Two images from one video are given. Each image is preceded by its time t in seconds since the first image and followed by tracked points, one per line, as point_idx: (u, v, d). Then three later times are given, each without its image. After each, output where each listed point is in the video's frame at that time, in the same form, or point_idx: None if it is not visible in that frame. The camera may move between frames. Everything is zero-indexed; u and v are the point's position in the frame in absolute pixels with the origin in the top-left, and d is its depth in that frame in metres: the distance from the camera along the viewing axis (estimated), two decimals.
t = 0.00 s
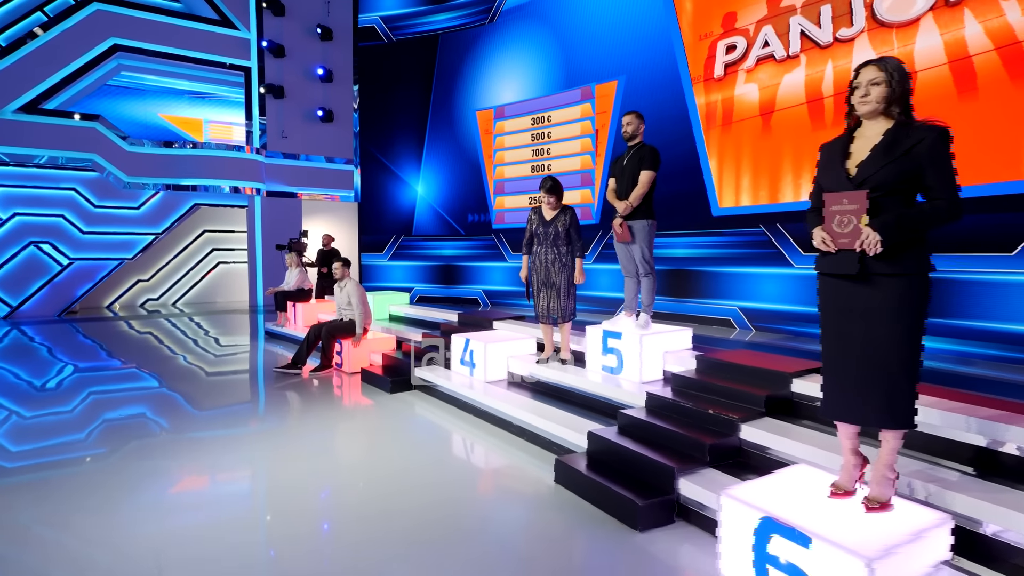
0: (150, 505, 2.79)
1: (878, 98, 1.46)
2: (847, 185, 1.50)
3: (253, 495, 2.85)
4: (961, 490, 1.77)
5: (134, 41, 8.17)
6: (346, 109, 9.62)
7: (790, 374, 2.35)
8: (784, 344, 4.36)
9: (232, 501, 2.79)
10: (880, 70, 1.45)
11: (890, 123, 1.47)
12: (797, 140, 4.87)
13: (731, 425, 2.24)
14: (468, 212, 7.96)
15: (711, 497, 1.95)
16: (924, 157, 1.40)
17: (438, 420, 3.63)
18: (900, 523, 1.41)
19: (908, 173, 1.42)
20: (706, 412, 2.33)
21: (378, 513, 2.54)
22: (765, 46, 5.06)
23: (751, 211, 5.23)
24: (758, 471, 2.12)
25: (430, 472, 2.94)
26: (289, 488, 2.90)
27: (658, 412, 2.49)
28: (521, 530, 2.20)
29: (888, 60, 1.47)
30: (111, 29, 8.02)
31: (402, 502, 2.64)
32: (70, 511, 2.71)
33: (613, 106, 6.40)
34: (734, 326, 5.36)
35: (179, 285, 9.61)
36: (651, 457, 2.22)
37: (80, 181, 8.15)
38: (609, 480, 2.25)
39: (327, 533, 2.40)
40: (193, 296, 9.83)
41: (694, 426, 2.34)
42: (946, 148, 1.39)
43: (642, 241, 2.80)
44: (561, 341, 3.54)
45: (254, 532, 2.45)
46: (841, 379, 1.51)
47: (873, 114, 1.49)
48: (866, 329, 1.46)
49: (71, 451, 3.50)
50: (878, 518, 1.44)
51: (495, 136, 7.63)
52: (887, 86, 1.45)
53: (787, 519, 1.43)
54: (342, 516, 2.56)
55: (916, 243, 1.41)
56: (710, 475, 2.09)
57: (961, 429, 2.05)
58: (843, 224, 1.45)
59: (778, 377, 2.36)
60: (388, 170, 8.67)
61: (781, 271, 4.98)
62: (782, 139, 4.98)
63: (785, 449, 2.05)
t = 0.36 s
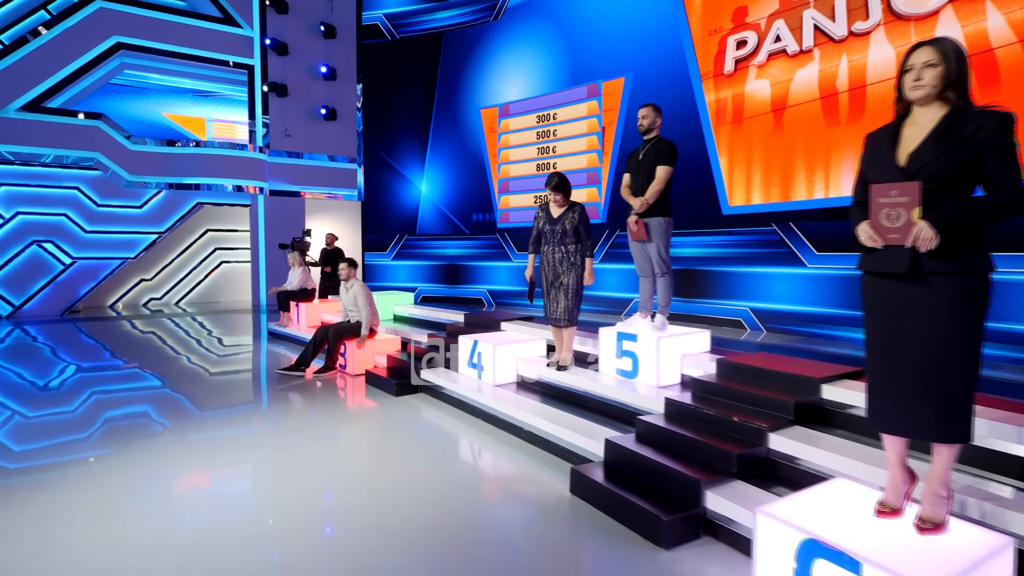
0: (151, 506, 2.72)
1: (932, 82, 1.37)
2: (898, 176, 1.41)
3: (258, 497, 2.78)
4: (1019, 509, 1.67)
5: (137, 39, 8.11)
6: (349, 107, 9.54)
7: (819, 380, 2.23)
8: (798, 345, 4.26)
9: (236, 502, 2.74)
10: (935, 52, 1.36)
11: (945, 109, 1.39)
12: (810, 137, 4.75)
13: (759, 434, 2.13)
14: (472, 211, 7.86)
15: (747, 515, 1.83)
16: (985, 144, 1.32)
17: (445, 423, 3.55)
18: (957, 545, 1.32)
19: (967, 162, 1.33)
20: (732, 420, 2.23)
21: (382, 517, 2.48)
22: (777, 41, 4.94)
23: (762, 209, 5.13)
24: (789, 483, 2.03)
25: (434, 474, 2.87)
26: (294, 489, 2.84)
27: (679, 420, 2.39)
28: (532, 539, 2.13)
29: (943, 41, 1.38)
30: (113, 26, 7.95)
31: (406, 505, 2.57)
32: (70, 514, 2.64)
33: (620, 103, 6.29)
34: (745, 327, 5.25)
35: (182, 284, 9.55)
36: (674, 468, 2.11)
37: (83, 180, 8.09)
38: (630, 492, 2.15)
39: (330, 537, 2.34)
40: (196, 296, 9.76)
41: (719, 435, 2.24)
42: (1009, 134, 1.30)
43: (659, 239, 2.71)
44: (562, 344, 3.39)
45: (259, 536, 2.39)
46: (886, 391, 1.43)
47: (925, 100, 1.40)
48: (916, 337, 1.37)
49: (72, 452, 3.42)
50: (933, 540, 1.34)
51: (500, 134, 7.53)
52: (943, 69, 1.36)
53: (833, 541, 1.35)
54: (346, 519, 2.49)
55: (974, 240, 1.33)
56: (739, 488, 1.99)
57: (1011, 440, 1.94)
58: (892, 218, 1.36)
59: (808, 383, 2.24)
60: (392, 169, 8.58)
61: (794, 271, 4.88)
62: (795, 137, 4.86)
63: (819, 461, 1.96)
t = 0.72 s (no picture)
0: (169, 506, 2.65)
1: (1002, 65, 1.29)
2: (967, 166, 1.32)
3: (275, 497, 2.72)
4: None
5: (149, 40, 8.09)
6: (357, 107, 9.50)
7: (859, 387, 2.16)
8: (819, 347, 4.15)
9: (252, 501, 2.68)
10: (1008, 33, 1.27)
11: (1017, 94, 1.30)
12: (831, 133, 4.65)
13: (797, 444, 2.04)
14: (481, 210, 7.78)
15: (795, 534, 1.73)
16: None
17: (459, 426, 3.48)
18: None
19: None
20: (766, 429, 2.14)
21: (393, 519, 2.43)
22: (797, 34, 4.83)
23: (780, 207, 5.01)
24: (829, 496, 1.94)
25: (447, 477, 2.81)
26: (309, 489, 2.79)
27: (709, 428, 2.30)
28: (550, 547, 2.06)
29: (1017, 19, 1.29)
30: (126, 27, 7.95)
31: (414, 507, 2.52)
32: (86, 513, 2.58)
33: (633, 101, 6.19)
34: (762, 328, 5.13)
35: (193, 284, 9.54)
36: (707, 479, 2.02)
37: (98, 181, 8.11)
38: (659, 503, 2.06)
39: (338, 539, 2.30)
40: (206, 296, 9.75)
41: (751, 444, 2.15)
42: None
43: (683, 238, 2.63)
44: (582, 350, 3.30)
45: (280, 538, 2.32)
46: (950, 402, 1.35)
47: (994, 86, 1.32)
48: (981, 347, 1.30)
49: (86, 450, 3.36)
50: (1006, 566, 1.25)
51: (509, 133, 7.43)
52: (1015, 50, 1.27)
53: (892, 565, 1.26)
54: (357, 520, 2.45)
55: None
56: (777, 502, 1.89)
57: None
58: (960, 212, 1.29)
59: (847, 390, 2.17)
60: (402, 169, 8.53)
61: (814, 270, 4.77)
62: (815, 133, 4.75)
63: (863, 473, 1.87)
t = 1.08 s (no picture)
0: (200, 501, 2.67)
1: None
2: None
3: (302, 495, 2.70)
4: None
5: (177, 42, 8.21)
6: (381, 106, 9.54)
7: (915, 392, 2.06)
8: (856, 349, 4.01)
9: (275, 500, 2.66)
10: None
11: None
12: (868, 128, 4.50)
13: (851, 452, 1.95)
14: (504, 209, 7.73)
15: (859, 550, 1.63)
16: None
17: (486, 428, 3.44)
18: None
19: None
20: (817, 435, 2.05)
21: (415, 520, 2.40)
22: (831, 27, 4.68)
23: (814, 205, 4.87)
24: (887, 508, 1.85)
25: (468, 477, 2.78)
26: (336, 488, 2.77)
27: (754, 435, 2.22)
28: (578, 553, 2.01)
29: None
30: (154, 30, 8.07)
31: (434, 508, 2.49)
32: (117, 510, 2.58)
33: (659, 97, 6.08)
34: (795, 330, 4.99)
35: (219, 283, 9.64)
36: (756, 488, 1.94)
37: (127, 181, 8.26)
38: (705, 513, 1.98)
39: (360, 540, 2.27)
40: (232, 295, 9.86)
41: (800, 451, 2.07)
42: None
43: (722, 235, 2.60)
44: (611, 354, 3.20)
45: (308, 537, 2.30)
46: None
47: None
48: None
49: (117, 447, 3.39)
50: None
51: (533, 131, 7.36)
52: None
53: None
54: (379, 520, 2.42)
55: None
56: (832, 513, 1.81)
57: None
58: None
59: (902, 395, 2.07)
60: (425, 168, 8.53)
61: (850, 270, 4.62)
62: (851, 128, 4.61)
63: (925, 484, 1.78)
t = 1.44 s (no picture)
0: (234, 496, 2.69)
1: None
2: None
3: (333, 493, 2.70)
4: None
5: (214, 45, 8.39)
6: (412, 106, 9.60)
7: (984, 400, 1.93)
8: (905, 352, 3.82)
9: (306, 496, 2.67)
10: None
11: None
12: (917, 120, 4.30)
13: (916, 463, 1.83)
14: (535, 208, 7.68)
15: (929, 571, 1.52)
16: None
17: (517, 429, 3.39)
18: None
19: None
20: (876, 444, 1.94)
21: (445, 521, 2.37)
22: (877, 17, 4.48)
23: (859, 202, 4.68)
24: (956, 525, 1.73)
25: (499, 479, 2.74)
26: (368, 486, 2.75)
27: (806, 443, 2.12)
28: (610, 565, 1.94)
29: None
30: (192, 34, 8.27)
31: (465, 509, 2.45)
32: (153, 504, 2.62)
33: (695, 93, 5.94)
34: (838, 332, 4.80)
35: (254, 282, 9.81)
36: (812, 501, 1.84)
37: (166, 183, 8.47)
38: (756, 526, 1.89)
39: (391, 539, 2.25)
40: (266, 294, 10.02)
41: (858, 461, 1.96)
42: None
43: (768, 232, 2.51)
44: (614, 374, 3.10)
45: (340, 535, 2.29)
46: None
47: None
48: None
49: (155, 442, 3.45)
50: None
51: (564, 129, 7.28)
52: None
53: None
54: (409, 520, 2.40)
55: None
56: (896, 529, 1.70)
57: None
58: None
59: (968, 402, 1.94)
60: (455, 168, 8.54)
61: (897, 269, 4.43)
62: (898, 121, 4.41)
63: (1000, 499, 1.65)
